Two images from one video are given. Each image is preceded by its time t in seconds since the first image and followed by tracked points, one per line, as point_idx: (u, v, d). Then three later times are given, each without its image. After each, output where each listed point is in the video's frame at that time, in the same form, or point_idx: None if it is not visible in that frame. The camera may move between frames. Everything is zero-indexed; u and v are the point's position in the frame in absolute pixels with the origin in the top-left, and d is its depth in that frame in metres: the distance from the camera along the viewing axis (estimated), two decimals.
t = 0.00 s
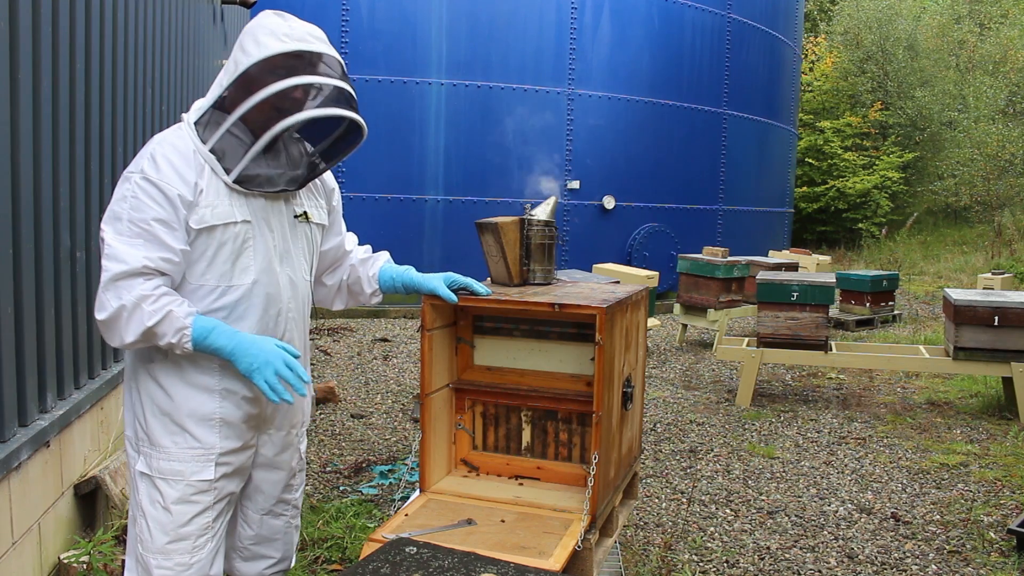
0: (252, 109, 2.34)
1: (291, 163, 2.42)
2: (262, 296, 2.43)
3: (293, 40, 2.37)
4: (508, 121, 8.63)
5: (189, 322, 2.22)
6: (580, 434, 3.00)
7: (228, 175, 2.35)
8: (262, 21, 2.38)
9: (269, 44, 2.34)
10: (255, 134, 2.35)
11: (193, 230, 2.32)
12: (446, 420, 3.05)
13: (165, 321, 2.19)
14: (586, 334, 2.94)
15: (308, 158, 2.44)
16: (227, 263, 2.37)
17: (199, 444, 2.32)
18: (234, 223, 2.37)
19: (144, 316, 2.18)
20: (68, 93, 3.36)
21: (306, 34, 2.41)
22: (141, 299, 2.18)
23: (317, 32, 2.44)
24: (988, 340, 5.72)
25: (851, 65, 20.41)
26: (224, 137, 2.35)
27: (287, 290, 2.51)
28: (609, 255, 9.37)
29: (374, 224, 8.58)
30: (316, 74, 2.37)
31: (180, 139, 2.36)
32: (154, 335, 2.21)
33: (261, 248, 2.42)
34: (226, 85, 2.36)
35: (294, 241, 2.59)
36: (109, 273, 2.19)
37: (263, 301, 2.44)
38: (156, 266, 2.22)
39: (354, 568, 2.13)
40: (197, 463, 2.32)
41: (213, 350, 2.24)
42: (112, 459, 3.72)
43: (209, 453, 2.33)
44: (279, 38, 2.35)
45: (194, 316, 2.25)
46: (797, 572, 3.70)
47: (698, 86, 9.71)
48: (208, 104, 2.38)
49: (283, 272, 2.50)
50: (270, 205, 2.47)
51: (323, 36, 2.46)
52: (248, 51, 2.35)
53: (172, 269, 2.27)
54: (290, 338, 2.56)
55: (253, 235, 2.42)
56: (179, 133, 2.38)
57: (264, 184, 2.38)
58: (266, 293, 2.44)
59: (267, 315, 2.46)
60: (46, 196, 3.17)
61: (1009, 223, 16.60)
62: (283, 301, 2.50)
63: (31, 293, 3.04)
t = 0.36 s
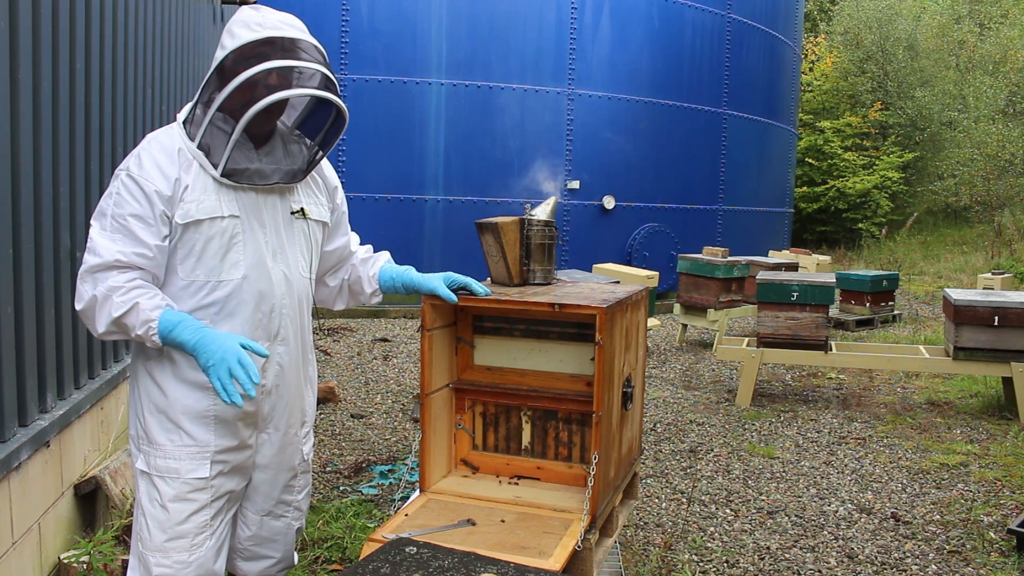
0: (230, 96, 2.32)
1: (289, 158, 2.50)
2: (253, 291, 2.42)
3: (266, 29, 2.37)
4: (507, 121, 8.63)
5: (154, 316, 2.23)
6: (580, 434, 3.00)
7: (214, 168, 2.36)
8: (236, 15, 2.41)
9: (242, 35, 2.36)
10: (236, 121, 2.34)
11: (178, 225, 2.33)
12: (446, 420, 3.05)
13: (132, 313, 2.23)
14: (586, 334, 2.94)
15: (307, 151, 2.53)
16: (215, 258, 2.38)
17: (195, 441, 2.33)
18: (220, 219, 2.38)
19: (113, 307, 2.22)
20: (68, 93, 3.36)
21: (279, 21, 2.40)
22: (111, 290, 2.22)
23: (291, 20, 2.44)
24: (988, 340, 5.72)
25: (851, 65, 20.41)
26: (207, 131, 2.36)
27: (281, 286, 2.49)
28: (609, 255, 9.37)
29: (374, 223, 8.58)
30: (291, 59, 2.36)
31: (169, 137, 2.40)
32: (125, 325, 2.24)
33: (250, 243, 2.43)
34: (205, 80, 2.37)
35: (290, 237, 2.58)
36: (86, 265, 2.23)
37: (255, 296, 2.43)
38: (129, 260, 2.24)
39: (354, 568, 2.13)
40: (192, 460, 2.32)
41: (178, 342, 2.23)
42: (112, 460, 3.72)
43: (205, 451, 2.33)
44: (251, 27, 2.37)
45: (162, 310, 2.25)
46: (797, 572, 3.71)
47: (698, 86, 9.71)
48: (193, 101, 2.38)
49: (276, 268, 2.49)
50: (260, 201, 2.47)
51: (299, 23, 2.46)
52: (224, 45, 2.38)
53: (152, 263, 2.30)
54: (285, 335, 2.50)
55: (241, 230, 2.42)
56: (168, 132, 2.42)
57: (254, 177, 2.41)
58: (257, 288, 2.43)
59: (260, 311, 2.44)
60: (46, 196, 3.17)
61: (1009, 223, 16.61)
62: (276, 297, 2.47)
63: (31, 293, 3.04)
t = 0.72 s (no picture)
0: (221, 94, 2.32)
1: (286, 156, 2.47)
2: (250, 290, 2.42)
3: (253, 26, 2.37)
4: (507, 121, 8.63)
5: (149, 306, 2.23)
6: (580, 434, 3.00)
7: (210, 167, 2.37)
8: (225, 14, 2.40)
9: (230, 34, 2.36)
10: (229, 118, 2.33)
11: (175, 224, 2.34)
12: (446, 420, 3.05)
13: (127, 305, 2.22)
14: (586, 334, 2.94)
15: (304, 147, 2.51)
16: (213, 257, 2.39)
17: (194, 441, 2.33)
18: (217, 218, 2.39)
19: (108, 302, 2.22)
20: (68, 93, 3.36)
21: (267, 19, 2.40)
22: (107, 285, 2.22)
23: (279, 17, 2.44)
24: (988, 340, 5.72)
25: (851, 65, 20.41)
26: (200, 131, 2.35)
27: (279, 285, 2.49)
28: (608, 255, 9.37)
29: (374, 223, 8.58)
30: (280, 54, 2.36)
31: (165, 138, 2.40)
32: (121, 322, 2.25)
33: (247, 242, 2.43)
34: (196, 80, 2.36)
35: (289, 236, 2.59)
36: (83, 265, 2.24)
37: (253, 294, 2.43)
38: (126, 260, 2.25)
39: (354, 568, 2.13)
40: (192, 460, 2.33)
41: (174, 330, 2.20)
42: (112, 460, 3.72)
43: (205, 450, 2.33)
44: (239, 26, 2.36)
45: (157, 302, 2.24)
46: (797, 572, 3.71)
47: (698, 86, 9.71)
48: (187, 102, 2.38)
49: (275, 267, 2.49)
50: (257, 200, 2.48)
51: (286, 19, 2.46)
52: (212, 44, 2.38)
53: (150, 263, 2.30)
54: (285, 334, 2.50)
55: (239, 229, 2.43)
56: (164, 133, 2.42)
57: (251, 176, 2.41)
58: (255, 287, 2.43)
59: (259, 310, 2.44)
60: (46, 196, 3.17)
61: (1009, 223, 16.61)
62: (275, 295, 2.47)
63: (31, 293, 3.04)
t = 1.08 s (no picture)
0: (226, 100, 2.32)
1: (287, 158, 2.47)
2: (251, 293, 2.42)
3: (261, 30, 2.36)
4: (507, 121, 8.63)
5: (150, 319, 2.22)
6: (580, 433, 3.00)
7: (211, 171, 2.37)
8: (233, 16, 2.39)
9: (238, 38, 2.35)
10: (233, 124, 2.34)
11: (176, 227, 2.34)
12: (446, 420, 3.05)
13: (129, 315, 2.22)
14: (586, 334, 2.94)
15: (306, 151, 2.50)
16: (214, 259, 2.38)
17: (193, 441, 2.33)
18: (219, 220, 2.39)
19: (110, 308, 2.22)
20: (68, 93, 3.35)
21: (276, 23, 2.40)
22: (109, 293, 2.22)
23: (288, 21, 2.43)
24: (988, 340, 5.72)
25: (851, 65, 20.41)
26: (204, 134, 2.36)
27: (279, 287, 2.49)
28: (608, 255, 9.37)
29: (374, 223, 8.58)
30: (287, 62, 2.36)
31: (167, 139, 2.40)
32: (121, 328, 2.24)
33: (248, 244, 2.43)
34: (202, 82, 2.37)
35: (289, 238, 2.59)
36: (86, 268, 2.24)
37: (254, 297, 2.42)
38: (129, 263, 2.25)
39: (354, 568, 2.13)
40: (190, 460, 2.33)
41: (171, 346, 2.21)
42: (112, 459, 3.72)
43: (204, 451, 2.33)
44: (247, 29, 2.36)
45: (158, 314, 2.24)
46: (797, 572, 3.71)
47: (698, 86, 9.71)
48: (191, 102, 2.38)
49: (275, 269, 2.49)
50: (258, 203, 2.48)
51: (295, 24, 2.46)
52: (219, 47, 2.37)
53: (153, 266, 2.30)
54: (285, 335, 2.50)
55: (239, 231, 2.43)
56: (167, 134, 2.42)
57: (253, 179, 2.39)
58: (256, 290, 2.43)
59: (259, 312, 2.44)
60: (46, 196, 3.17)
61: (1009, 223, 16.61)
62: (276, 298, 2.47)
63: (31, 293, 3.04)
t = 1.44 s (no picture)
0: (229, 101, 2.33)
1: (289, 158, 2.46)
2: (252, 294, 2.42)
3: (264, 31, 2.36)
4: (507, 121, 8.63)
5: (152, 318, 2.22)
6: (580, 433, 3.00)
7: (213, 171, 2.37)
8: (237, 16, 2.39)
9: (242, 38, 2.35)
10: (236, 124, 2.34)
11: (177, 227, 2.34)
12: (446, 420, 3.05)
13: (130, 314, 2.22)
14: (586, 334, 2.94)
15: (308, 152, 2.49)
16: (214, 260, 2.38)
17: (191, 441, 2.33)
18: (219, 221, 2.39)
19: (112, 308, 2.22)
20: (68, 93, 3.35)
21: (278, 23, 2.40)
22: (110, 292, 2.22)
23: (291, 22, 2.43)
24: (988, 340, 5.72)
25: (851, 65, 20.41)
26: (206, 135, 2.36)
27: (279, 288, 2.49)
28: (608, 255, 9.37)
29: (374, 224, 8.58)
30: (290, 63, 2.36)
31: (168, 139, 2.40)
32: (122, 327, 2.25)
33: (248, 245, 2.43)
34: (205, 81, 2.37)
35: (289, 239, 2.59)
36: (86, 268, 2.24)
37: (254, 298, 2.43)
38: (131, 263, 2.25)
39: (354, 568, 2.13)
40: (188, 461, 2.32)
41: (174, 346, 2.21)
42: (112, 460, 3.72)
43: (201, 451, 2.33)
44: (250, 30, 2.36)
45: (160, 313, 2.24)
46: (797, 572, 3.71)
47: (698, 86, 9.71)
48: (193, 101, 2.39)
49: (275, 270, 2.49)
50: (259, 204, 2.48)
51: (298, 25, 2.46)
52: (222, 47, 2.37)
53: (154, 267, 2.30)
54: (285, 336, 2.51)
55: (240, 232, 2.43)
56: (168, 134, 2.42)
57: (255, 180, 2.40)
58: (256, 291, 2.43)
59: (259, 314, 2.44)
60: (46, 197, 3.17)
61: (1009, 223, 16.61)
62: (275, 299, 2.47)
63: (31, 293, 3.04)
